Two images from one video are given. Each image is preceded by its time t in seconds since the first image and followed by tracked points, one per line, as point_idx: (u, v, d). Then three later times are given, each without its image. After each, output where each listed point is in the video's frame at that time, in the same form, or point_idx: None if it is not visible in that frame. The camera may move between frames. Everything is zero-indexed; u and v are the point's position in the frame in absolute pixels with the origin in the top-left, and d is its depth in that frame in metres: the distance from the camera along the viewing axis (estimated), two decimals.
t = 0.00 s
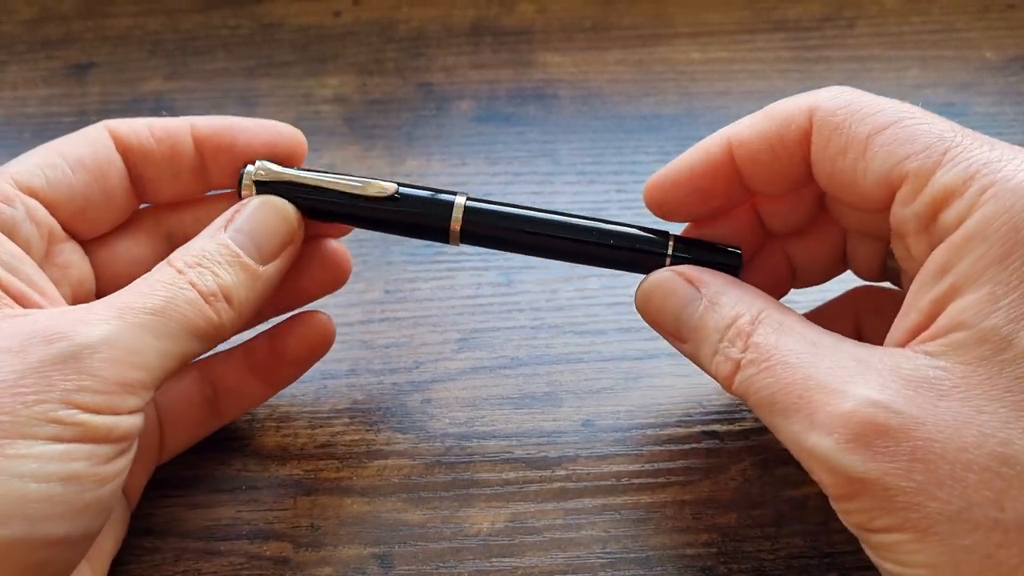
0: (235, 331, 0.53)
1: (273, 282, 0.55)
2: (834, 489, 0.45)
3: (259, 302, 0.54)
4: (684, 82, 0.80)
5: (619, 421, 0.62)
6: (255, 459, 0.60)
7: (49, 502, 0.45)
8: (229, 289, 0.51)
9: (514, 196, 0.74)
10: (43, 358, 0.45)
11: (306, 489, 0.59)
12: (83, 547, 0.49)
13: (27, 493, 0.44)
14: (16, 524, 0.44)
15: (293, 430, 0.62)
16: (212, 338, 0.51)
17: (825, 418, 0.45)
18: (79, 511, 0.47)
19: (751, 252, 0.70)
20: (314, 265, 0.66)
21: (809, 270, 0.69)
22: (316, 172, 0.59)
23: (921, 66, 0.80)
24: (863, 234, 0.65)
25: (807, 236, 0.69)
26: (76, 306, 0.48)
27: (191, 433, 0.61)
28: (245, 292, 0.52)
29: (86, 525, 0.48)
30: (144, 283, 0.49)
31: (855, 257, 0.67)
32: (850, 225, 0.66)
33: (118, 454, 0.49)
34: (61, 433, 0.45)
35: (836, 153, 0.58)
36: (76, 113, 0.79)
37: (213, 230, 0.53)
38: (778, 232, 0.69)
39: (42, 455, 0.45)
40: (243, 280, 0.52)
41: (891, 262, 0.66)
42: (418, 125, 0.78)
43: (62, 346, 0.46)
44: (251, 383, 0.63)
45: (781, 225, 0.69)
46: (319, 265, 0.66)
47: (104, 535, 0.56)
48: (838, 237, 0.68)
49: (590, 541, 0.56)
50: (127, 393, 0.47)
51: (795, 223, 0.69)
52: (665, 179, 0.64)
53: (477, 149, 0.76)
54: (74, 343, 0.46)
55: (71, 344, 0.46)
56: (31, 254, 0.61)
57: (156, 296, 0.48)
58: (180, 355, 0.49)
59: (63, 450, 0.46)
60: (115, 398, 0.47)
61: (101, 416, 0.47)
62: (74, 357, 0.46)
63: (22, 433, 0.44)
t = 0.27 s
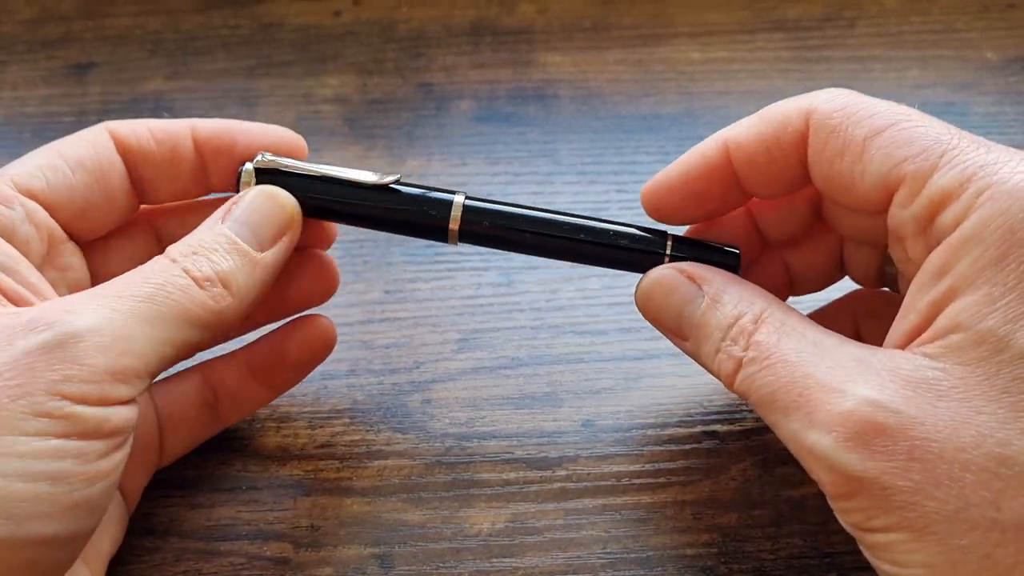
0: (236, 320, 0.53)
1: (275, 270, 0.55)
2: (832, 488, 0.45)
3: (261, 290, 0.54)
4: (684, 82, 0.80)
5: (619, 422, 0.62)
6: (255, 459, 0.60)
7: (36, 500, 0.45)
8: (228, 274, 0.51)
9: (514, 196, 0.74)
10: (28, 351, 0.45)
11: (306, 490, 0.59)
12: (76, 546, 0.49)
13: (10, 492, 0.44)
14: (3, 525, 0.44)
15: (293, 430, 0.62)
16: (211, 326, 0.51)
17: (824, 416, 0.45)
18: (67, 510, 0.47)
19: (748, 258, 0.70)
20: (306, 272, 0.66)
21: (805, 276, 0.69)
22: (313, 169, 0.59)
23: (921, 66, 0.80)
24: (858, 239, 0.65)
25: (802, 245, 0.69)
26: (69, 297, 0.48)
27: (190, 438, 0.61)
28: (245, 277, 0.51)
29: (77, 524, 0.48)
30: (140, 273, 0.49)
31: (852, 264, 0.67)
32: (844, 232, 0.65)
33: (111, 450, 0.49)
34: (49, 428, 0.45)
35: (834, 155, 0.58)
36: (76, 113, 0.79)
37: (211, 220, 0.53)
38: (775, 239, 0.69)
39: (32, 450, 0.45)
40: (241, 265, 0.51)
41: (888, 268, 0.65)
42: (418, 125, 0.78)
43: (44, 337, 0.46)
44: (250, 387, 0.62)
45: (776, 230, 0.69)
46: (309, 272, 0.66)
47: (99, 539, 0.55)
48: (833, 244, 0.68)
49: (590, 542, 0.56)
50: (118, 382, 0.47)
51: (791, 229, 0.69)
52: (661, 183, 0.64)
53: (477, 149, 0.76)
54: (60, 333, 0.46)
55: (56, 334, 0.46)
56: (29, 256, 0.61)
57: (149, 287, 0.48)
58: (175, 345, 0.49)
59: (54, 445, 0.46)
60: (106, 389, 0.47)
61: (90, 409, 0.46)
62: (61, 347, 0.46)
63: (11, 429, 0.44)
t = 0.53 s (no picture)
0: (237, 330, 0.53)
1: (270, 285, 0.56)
2: (849, 497, 0.43)
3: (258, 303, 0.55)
4: (684, 83, 0.80)
5: (620, 422, 0.62)
6: (256, 460, 0.61)
7: (45, 497, 0.45)
8: (227, 285, 0.51)
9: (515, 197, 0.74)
10: (39, 351, 0.45)
11: (306, 490, 0.59)
12: (79, 544, 0.48)
13: (22, 487, 0.44)
14: (11, 519, 0.44)
15: (293, 430, 0.62)
16: (214, 335, 0.51)
17: (846, 423, 0.42)
18: (75, 507, 0.46)
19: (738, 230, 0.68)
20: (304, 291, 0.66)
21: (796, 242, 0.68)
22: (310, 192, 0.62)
23: (922, 66, 0.80)
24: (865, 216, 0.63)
25: (797, 213, 0.67)
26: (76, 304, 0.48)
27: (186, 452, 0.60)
28: (244, 289, 0.52)
29: (84, 524, 0.47)
30: (140, 283, 0.49)
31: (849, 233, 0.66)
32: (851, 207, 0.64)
33: (120, 450, 0.49)
34: (58, 425, 0.45)
35: (864, 136, 0.54)
36: (76, 113, 0.79)
37: (213, 237, 0.54)
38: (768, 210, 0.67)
39: (38, 447, 0.44)
40: (242, 279, 0.53)
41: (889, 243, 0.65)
42: (418, 125, 0.78)
43: (57, 337, 0.46)
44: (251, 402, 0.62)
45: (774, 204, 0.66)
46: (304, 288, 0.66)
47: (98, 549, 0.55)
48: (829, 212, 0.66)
49: (590, 542, 0.56)
50: (126, 384, 0.47)
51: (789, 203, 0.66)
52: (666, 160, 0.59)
53: (478, 149, 0.77)
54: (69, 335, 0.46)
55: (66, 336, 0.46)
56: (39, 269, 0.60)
57: (154, 294, 0.49)
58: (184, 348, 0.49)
59: (59, 443, 0.45)
60: (114, 391, 0.47)
61: (94, 408, 0.46)
62: (70, 349, 0.46)
63: (22, 425, 0.44)
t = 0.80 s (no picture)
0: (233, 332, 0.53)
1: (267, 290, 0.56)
2: (856, 471, 0.43)
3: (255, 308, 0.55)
4: (684, 83, 0.80)
5: (620, 422, 0.62)
6: (255, 460, 0.61)
7: (38, 497, 0.45)
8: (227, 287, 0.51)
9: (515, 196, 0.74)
10: (35, 351, 0.45)
11: (306, 490, 0.59)
12: (71, 547, 0.47)
13: (16, 488, 0.44)
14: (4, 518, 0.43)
15: (292, 431, 0.62)
16: (213, 335, 0.51)
17: (854, 396, 0.42)
18: (67, 508, 0.46)
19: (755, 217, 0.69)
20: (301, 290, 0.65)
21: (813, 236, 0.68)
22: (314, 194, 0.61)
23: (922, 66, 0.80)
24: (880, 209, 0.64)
25: (814, 204, 0.68)
26: (75, 304, 0.48)
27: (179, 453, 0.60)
28: (243, 291, 0.52)
29: (73, 524, 0.47)
30: (139, 283, 0.49)
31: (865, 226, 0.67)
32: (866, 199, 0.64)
33: (112, 451, 0.48)
34: (51, 426, 0.45)
35: (880, 123, 0.55)
36: (75, 113, 0.79)
37: (211, 237, 0.54)
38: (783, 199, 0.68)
39: (32, 448, 0.44)
40: (239, 279, 0.52)
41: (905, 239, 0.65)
42: (418, 125, 0.78)
43: (59, 337, 0.46)
44: (245, 404, 0.62)
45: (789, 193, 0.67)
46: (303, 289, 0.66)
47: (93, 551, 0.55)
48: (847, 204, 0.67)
49: (590, 542, 0.56)
50: (121, 387, 0.47)
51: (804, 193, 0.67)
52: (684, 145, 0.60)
53: (478, 149, 0.76)
54: (67, 337, 0.46)
55: (65, 337, 0.46)
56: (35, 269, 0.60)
57: (152, 293, 0.49)
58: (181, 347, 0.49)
59: (53, 443, 0.45)
60: (108, 393, 0.46)
61: (93, 409, 0.46)
62: (69, 351, 0.46)
63: (17, 425, 0.44)
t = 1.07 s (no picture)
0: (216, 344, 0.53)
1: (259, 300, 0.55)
2: (861, 440, 0.45)
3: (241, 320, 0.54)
4: (684, 83, 0.80)
5: (620, 422, 0.62)
6: (256, 460, 0.60)
7: (8, 495, 0.44)
8: (214, 302, 0.51)
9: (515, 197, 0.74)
10: (12, 353, 0.45)
11: (305, 490, 0.59)
12: (43, 543, 0.47)
13: None
14: None
15: (293, 430, 0.62)
16: (191, 349, 0.50)
17: (864, 364, 0.45)
18: (42, 503, 0.46)
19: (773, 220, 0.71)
20: (293, 280, 0.65)
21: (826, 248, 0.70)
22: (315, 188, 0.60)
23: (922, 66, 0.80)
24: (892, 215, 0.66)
25: (826, 216, 0.70)
26: (57, 304, 0.48)
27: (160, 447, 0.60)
28: (228, 307, 0.52)
29: (47, 521, 0.47)
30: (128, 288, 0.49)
31: (880, 242, 0.69)
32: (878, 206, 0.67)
33: (84, 452, 0.48)
34: (23, 427, 0.44)
35: (896, 118, 0.58)
36: (75, 113, 0.79)
37: (206, 243, 0.53)
38: (797, 210, 0.70)
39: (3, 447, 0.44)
40: (227, 295, 0.52)
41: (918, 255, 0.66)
42: (418, 125, 0.78)
43: (34, 341, 0.45)
44: (229, 398, 0.62)
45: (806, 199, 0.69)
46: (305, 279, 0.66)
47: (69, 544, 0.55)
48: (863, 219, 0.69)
49: (590, 542, 0.56)
50: (94, 395, 0.46)
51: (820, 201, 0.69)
52: (712, 139, 0.64)
53: (478, 149, 0.76)
54: (47, 341, 0.45)
55: (44, 341, 0.45)
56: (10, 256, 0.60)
57: (137, 302, 0.48)
58: (174, 346, 0.49)
59: (26, 443, 0.45)
60: (81, 398, 0.46)
61: (66, 413, 0.46)
62: (46, 353, 0.45)
63: None
